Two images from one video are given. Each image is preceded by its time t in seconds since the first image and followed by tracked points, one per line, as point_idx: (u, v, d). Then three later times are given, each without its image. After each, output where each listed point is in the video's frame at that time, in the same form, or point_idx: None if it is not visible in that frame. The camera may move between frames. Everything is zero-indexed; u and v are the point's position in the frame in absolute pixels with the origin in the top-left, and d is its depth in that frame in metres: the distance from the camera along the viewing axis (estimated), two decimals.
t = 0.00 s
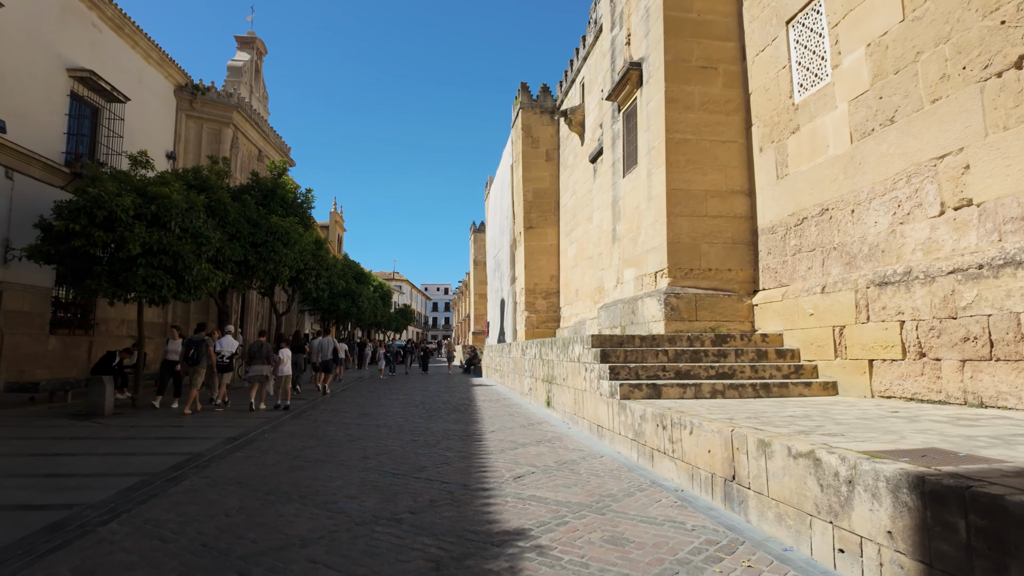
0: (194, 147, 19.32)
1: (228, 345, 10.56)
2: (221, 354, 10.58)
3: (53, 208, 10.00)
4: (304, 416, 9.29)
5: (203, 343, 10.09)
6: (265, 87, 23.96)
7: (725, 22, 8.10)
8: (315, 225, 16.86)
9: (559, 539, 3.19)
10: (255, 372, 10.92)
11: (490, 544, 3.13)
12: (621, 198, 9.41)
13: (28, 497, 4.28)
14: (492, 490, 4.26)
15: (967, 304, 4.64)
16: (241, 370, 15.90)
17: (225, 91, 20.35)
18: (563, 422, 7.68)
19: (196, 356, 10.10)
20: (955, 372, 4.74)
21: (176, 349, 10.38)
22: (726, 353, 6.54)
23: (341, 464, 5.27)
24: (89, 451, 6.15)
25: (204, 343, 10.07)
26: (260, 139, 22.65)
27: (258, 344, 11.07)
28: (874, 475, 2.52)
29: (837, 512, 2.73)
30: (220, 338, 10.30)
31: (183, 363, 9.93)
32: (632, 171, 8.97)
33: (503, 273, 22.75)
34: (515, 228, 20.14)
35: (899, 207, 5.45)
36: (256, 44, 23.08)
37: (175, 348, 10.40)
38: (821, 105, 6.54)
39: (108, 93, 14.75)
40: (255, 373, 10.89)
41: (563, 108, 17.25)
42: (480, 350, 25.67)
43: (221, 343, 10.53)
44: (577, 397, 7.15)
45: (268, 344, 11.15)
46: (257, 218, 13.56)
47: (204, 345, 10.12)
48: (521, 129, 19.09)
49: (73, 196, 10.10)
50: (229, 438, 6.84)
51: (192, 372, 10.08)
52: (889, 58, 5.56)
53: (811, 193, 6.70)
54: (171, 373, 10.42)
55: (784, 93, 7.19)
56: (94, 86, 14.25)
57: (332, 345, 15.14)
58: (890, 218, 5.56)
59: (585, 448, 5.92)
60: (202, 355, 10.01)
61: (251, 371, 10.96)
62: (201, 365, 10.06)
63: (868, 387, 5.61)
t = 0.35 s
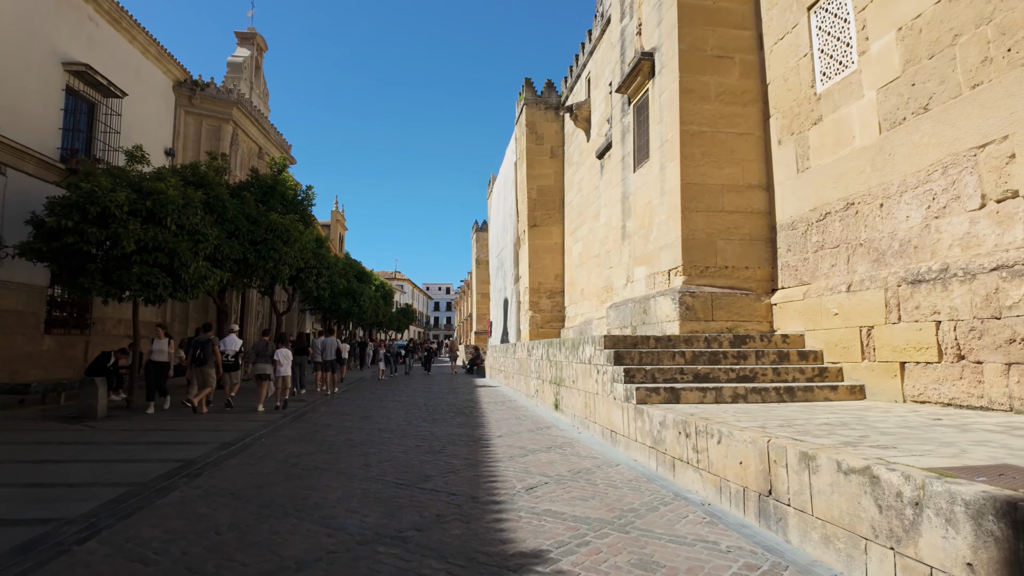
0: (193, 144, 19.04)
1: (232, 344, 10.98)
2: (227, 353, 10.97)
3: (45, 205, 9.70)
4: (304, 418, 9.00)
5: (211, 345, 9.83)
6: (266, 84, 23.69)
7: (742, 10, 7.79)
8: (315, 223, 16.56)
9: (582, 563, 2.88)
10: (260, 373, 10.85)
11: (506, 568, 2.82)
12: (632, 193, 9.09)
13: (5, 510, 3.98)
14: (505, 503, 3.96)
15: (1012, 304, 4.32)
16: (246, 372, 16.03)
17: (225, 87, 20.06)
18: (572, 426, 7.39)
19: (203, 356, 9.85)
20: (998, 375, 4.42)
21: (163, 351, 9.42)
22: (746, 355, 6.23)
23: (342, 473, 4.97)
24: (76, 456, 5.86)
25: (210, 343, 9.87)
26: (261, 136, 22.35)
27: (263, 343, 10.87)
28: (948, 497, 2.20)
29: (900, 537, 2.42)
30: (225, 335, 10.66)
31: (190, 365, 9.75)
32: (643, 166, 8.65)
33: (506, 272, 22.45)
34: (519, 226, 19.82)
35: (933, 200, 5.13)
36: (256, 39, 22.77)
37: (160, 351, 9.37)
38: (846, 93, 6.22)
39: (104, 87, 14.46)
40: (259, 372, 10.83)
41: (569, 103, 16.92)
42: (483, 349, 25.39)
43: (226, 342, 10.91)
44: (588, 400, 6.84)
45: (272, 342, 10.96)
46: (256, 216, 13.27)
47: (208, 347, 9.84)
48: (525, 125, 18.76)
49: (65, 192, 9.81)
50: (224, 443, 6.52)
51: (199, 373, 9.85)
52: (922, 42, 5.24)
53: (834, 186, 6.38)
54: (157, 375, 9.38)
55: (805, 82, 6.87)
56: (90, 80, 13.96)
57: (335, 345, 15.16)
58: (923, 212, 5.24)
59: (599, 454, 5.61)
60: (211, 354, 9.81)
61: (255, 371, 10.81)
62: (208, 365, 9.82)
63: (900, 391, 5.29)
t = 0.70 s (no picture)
0: (191, 140, 18.71)
1: (237, 344, 10.54)
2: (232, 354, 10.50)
3: (35, 199, 9.38)
4: (302, 420, 8.66)
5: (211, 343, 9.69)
6: (266, 80, 23.39)
7: None
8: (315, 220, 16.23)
9: None
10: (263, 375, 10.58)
11: None
12: (643, 187, 8.75)
13: None
14: (519, 516, 3.63)
15: None
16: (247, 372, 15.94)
17: (223, 82, 19.74)
18: (583, 428, 7.06)
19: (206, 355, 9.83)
20: None
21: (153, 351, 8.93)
22: (769, 355, 5.90)
23: (343, 481, 4.64)
24: (61, 461, 5.54)
25: (214, 342, 9.79)
26: (259, 132, 22.00)
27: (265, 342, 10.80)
28: None
29: (984, 564, 2.10)
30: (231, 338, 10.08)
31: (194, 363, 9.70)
32: (655, 157, 8.31)
33: (508, 270, 22.12)
34: (522, 223, 19.49)
35: (975, 189, 4.80)
36: (255, 34, 22.43)
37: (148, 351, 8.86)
38: (874, 78, 5.89)
39: (100, 80, 14.13)
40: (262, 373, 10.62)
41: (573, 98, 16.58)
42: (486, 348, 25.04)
43: (231, 343, 10.36)
44: (600, 401, 6.51)
45: (273, 341, 10.89)
46: (254, 212, 12.93)
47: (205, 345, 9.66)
48: (529, 120, 18.41)
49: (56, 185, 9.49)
50: (218, 447, 6.20)
51: (202, 371, 9.94)
52: (961, 20, 4.91)
53: (860, 176, 6.05)
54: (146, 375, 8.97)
55: (828, 68, 6.54)
56: (85, 73, 13.63)
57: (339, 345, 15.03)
58: (963, 202, 4.91)
59: (615, 460, 5.30)
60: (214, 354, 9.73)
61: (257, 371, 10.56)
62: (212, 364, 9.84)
63: (937, 393, 4.96)
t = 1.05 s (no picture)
0: (192, 137, 18.44)
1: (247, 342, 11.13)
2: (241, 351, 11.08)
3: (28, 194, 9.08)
4: (304, 422, 8.38)
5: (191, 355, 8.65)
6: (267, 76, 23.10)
7: None
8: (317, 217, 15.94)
9: None
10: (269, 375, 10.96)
11: None
12: (657, 180, 8.44)
13: None
14: (541, 531, 3.33)
15: None
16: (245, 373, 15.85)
17: (224, 78, 19.45)
18: (597, 431, 6.79)
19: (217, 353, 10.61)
20: None
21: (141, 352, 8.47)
22: (796, 355, 5.60)
23: (348, 489, 4.35)
24: (49, 466, 5.23)
25: (223, 341, 10.51)
26: (261, 128, 21.72)
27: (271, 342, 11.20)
28: None
29: None
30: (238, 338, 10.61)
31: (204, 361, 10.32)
32: (671, 150, 8.00)
33: (514, 268, 21.81)
34: (528, 221, 19.18)
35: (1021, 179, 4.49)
36: (257, 29, 22.13)
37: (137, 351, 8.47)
38: (907, 62, 5.57)
39: (97, 75, 13.85)
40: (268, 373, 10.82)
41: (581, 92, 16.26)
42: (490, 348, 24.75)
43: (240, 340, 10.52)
44: (616, 404, 6.20)
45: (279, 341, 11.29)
46: (255, 208, 12.63)
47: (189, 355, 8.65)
48: (535, 116, 18.09)
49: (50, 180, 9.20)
50: (214, 452, 5.89)
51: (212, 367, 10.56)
52: None
53: (891, 167, 5.74)
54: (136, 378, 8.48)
55: (855, 54, 6.22)
56: (83, 67, 13.35)
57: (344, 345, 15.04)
58: (1008, 192, 4.60)
59: (636, 467, 4.99)
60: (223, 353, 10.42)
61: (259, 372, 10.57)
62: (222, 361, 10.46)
63: (981, 395, 4.65)
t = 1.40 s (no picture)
0: (192, 133, 18.14)
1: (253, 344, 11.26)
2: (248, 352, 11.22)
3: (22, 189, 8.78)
4: (305, 426, 8.06)
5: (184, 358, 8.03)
6: (269, 72, 22.81)
7: None
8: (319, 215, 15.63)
9: None
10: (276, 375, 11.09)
11: None
12: (673, 174, 8.12)
13: None
14: (570, 553, 3.01)
15: None
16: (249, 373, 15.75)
17: (225, 73, 19.16)
18: (612, 436, 6.49)
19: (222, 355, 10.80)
20: None
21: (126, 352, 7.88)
22: (830, 358, 5.27)
23: (354, 503, 4.02)
24: (38, 474, 4.93)
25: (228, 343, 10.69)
26: (262, 125, 21.42)
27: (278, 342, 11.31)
28: None
29: None
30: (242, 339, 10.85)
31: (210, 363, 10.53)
32: (689, 142, 7.67)
33: (518, 267, 21.49)
34: (534, 219, 18.86)
35: None
36: (258, 25, 21.82)
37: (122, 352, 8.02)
38: (947, 46, 5.23)
39: (95, 69, 13.54)
40: (276, 370, 11.01)
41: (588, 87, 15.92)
42: (494, 349, 24.43)
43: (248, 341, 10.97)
44: (635, 407, 5.88)
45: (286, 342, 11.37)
46: (256, 205, 12.33)
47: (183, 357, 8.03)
48: (540, 112, 17.75)
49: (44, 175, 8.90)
50: (213, 459, 5.58)
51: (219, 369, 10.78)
52: None
53: (928, 158, 5.39)
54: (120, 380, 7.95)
55: (888, 39, 5.87)
56: (80, 60, 13.05)
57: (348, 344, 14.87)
58: None
59: (662, 477, 4.68)
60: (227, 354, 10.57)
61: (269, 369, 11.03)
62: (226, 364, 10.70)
63: None
